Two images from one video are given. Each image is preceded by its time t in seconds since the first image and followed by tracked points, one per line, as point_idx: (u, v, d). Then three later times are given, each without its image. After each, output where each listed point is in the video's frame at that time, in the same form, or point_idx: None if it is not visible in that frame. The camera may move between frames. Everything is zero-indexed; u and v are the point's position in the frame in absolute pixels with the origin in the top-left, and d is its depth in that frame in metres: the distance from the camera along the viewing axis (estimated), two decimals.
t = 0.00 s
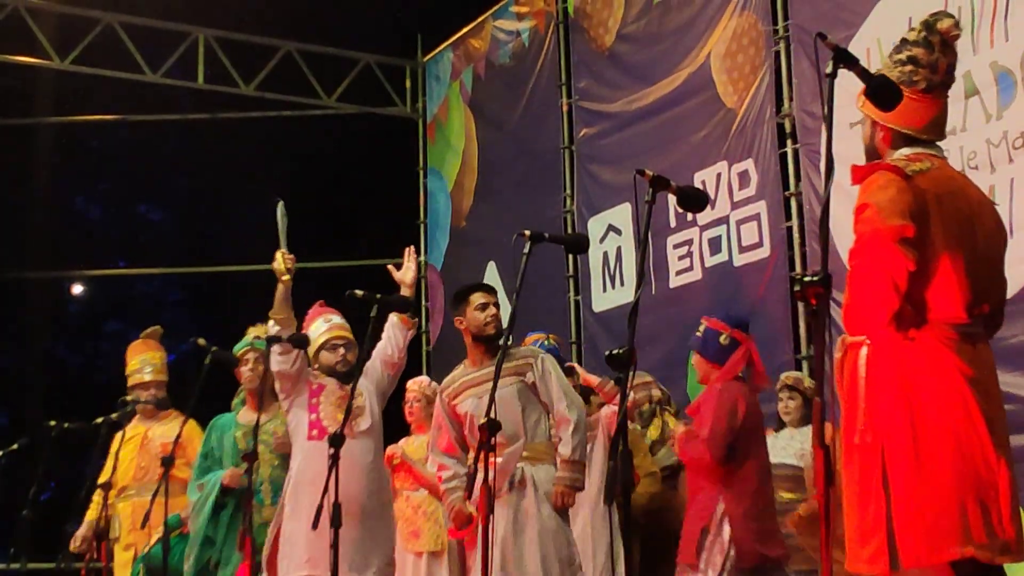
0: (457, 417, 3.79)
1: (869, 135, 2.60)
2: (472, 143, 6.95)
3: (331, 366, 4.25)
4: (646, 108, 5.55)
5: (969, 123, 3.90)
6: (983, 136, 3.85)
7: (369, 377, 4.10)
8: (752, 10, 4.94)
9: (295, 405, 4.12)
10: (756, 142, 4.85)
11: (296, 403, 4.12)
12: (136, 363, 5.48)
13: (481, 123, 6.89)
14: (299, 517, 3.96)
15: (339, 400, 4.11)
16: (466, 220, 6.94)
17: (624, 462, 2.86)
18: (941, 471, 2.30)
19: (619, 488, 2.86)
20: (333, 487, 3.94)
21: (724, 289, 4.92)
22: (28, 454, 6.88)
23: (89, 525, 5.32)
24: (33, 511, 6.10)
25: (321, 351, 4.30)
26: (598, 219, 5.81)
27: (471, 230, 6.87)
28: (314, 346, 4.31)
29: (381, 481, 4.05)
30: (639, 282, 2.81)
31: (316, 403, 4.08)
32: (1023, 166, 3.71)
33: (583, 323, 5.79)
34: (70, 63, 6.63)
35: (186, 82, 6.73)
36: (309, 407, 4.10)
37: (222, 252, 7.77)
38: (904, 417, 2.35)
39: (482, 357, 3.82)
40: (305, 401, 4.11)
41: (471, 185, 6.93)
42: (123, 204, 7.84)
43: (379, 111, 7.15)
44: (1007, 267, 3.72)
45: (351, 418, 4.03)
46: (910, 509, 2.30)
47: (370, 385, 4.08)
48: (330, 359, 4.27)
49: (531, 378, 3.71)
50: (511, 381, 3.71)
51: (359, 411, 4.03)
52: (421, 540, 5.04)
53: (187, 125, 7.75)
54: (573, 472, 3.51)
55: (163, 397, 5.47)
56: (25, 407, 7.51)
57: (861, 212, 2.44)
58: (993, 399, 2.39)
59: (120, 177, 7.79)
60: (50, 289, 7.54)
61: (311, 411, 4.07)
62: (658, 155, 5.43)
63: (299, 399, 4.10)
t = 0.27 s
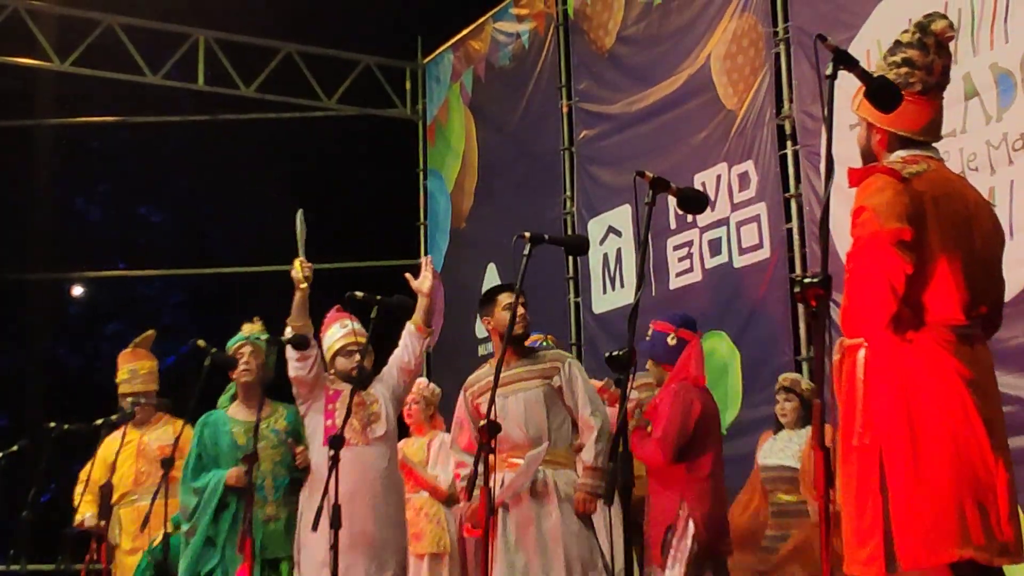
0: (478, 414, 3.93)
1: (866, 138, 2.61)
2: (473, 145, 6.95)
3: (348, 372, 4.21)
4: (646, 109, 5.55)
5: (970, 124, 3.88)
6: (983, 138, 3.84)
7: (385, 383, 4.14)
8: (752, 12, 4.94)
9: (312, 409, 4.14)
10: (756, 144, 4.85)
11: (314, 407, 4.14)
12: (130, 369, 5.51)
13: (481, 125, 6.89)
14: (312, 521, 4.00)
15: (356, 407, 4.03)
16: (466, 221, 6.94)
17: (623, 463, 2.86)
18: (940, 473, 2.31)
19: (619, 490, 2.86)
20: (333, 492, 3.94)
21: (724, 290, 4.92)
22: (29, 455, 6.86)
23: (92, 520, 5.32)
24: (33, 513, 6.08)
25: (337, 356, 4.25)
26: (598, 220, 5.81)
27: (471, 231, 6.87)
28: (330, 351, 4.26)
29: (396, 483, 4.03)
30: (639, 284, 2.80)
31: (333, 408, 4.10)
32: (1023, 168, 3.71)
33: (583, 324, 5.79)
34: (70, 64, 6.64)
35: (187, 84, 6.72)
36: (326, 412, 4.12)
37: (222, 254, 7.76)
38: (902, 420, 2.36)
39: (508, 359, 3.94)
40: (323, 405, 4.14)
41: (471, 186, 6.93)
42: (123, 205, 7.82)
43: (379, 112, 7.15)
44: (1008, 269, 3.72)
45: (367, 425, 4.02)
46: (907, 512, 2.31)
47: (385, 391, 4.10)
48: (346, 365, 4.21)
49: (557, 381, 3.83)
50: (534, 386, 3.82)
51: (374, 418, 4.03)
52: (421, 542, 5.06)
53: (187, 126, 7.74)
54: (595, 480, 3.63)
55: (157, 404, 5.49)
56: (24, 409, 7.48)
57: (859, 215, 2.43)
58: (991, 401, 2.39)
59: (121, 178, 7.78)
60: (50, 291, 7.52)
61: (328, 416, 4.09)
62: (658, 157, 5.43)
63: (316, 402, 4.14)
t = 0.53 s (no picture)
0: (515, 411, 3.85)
1: (860, 141, 2.62)
2: (473, 146, 6.95)
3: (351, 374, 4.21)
4: (646, 111, 5.55)
5: (970, 126, 3.88)
6: (983, 138, 3.84)
7: (389, 386, 4.13)
8: (752, 13, 4.95)
9: (314, 411, 4.15)
10: (756, 145, 4.85)
11: (317, 408, 4.15)
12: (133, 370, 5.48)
13: (481, 127, 6.89)
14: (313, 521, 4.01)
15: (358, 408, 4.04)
16: (466, 223, 6.94)
17: (625, 464, 2.86)
18: (938, 476, 2.31)
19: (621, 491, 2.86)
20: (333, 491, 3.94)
21: (724, 292, 4.93)
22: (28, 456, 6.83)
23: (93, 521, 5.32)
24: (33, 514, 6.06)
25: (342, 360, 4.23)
26: (598, 222, 5.81)
27: (471, 232, 6.87)
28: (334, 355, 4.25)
29: (399, 484, 4.03)
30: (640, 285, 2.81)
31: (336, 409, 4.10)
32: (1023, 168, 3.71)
33: (583, 325, 5.79)
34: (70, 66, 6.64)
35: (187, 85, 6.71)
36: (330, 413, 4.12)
37: (222, 255, 7.75)
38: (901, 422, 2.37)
39: (546, 359, 3.87)
40: (325, 406, 4.14)
41: (471, 188, 6.92)
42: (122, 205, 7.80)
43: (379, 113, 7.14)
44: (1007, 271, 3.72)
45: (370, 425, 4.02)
46: (907, 513, 2.32)
47: (389, 393, 4.10)
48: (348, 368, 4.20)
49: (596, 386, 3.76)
50: (571, 389, 3.75)
51: (377, 418, 4.03)
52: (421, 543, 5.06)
53: (187, 127, 7.73)
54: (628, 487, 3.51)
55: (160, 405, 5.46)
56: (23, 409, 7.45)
57: (856, 217, 2.44)
58: (991, 401, 2.39)
59: (120, 179, 7.76)
60: (50, 291, 7.50)
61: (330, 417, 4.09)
62: (658, 158, 5.42)
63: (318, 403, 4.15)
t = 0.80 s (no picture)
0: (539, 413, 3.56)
1: (856, 143, 2.62)
2: (473, 147, 6.95)
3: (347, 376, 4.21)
4: (646, 112, 5.55)
5: (970, 127, 3.88)
6: (983, 140, 3.84)
7: (385, 387, 4.13)
8: (752, 14, 4.95)
9: (311, 414, 4.14)
10: (756, 146, 4.85)
11: (314, 411, 4.14)
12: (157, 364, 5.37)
13: (480, 128, 6.90)
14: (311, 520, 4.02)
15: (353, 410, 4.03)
16: (466, 223, 6.94)
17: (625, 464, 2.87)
18: (938, 476, 2.31)
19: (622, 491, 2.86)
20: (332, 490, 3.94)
21: (724, 293, 4.93)
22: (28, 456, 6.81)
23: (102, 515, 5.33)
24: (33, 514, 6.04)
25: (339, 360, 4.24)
26: (598, 222, 5.81)
27: (471, 233, 6.87)
28: (332, 355, 4.26)
29: (397, 483, 4.03)
30: (639, 285, 2.82)
31: (332, 413, 4.09)
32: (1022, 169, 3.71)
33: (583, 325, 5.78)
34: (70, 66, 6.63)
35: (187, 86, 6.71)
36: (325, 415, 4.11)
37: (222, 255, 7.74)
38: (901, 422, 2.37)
39: (576, 360, 3.59)
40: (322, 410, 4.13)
41: (470, 189, 6.93)
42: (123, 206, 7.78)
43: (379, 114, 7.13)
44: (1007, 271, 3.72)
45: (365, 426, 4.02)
46: (907, 514, 2.32)
47: (385, 394, 4.10)
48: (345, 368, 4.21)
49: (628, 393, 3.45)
50: (598, 393, 3.47)
51: (373, 419, 4.03)
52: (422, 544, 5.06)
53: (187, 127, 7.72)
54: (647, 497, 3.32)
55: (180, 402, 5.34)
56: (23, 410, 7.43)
57: (854, 219, 2.45)
58: (991, 401, 2.39)
59: (120, 179, 7.74)
60: (50, 292, 7.48)
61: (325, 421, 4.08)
62: (658, 158, 5.42)
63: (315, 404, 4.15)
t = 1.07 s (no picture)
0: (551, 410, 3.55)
1: (854, 144, 2.61)
2: (473, 147, 6.95)
3: (348, 377, 4.22)
4: (646, 112, 5.55)
5: (970, 128, 3.88)
6: (983, 140, 3.84)
7: (385, 387, 4.13)
8: (752, 14, 4.95)
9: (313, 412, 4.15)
10: (756, 146, 4.85)
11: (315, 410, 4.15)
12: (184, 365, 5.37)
13: (480, 128, 6.90)
14: (312, 521, 4.01)
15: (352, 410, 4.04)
16: (466, 224, 6.94)
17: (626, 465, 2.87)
18: (938, 477, 2.31)
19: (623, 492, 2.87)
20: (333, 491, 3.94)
21: (724, 294, 4.93)
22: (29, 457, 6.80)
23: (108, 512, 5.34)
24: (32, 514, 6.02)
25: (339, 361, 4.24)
26: (598, 223, 5.81)
27: (471, 233, 6.87)
28: (332, 355, 4.24)
29: (396, 483, 4.03)
30: (639, 286, 2.82)
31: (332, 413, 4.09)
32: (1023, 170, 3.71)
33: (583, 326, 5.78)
34: (70, 67, 6.63)
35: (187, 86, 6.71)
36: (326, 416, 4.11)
37: (222, 256, 7.74)
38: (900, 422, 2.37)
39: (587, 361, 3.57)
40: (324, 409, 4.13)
41: (470, 189, 6.93)
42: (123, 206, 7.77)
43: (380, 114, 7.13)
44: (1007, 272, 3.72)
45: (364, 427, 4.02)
46: (907, 514, 2.32)
47: (385, 394, 4.09)
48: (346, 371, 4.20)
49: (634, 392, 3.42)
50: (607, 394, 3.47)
51: (372, 419, 4.03)
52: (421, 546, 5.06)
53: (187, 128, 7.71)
54: (653, 500, 3.27)
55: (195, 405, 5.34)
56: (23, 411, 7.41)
57: (853, 219, 2.44)
58: (989, 401, 2.39)
59: (120, 179, 7.73)
60: (50, 292, 7.46)
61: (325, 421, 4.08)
62: (658, 159, 5.43)
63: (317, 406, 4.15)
